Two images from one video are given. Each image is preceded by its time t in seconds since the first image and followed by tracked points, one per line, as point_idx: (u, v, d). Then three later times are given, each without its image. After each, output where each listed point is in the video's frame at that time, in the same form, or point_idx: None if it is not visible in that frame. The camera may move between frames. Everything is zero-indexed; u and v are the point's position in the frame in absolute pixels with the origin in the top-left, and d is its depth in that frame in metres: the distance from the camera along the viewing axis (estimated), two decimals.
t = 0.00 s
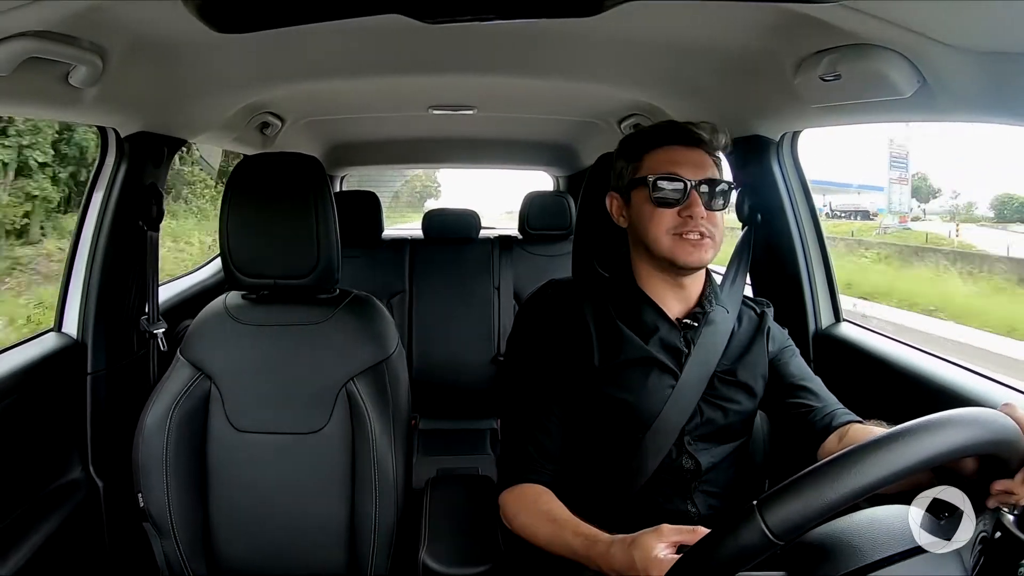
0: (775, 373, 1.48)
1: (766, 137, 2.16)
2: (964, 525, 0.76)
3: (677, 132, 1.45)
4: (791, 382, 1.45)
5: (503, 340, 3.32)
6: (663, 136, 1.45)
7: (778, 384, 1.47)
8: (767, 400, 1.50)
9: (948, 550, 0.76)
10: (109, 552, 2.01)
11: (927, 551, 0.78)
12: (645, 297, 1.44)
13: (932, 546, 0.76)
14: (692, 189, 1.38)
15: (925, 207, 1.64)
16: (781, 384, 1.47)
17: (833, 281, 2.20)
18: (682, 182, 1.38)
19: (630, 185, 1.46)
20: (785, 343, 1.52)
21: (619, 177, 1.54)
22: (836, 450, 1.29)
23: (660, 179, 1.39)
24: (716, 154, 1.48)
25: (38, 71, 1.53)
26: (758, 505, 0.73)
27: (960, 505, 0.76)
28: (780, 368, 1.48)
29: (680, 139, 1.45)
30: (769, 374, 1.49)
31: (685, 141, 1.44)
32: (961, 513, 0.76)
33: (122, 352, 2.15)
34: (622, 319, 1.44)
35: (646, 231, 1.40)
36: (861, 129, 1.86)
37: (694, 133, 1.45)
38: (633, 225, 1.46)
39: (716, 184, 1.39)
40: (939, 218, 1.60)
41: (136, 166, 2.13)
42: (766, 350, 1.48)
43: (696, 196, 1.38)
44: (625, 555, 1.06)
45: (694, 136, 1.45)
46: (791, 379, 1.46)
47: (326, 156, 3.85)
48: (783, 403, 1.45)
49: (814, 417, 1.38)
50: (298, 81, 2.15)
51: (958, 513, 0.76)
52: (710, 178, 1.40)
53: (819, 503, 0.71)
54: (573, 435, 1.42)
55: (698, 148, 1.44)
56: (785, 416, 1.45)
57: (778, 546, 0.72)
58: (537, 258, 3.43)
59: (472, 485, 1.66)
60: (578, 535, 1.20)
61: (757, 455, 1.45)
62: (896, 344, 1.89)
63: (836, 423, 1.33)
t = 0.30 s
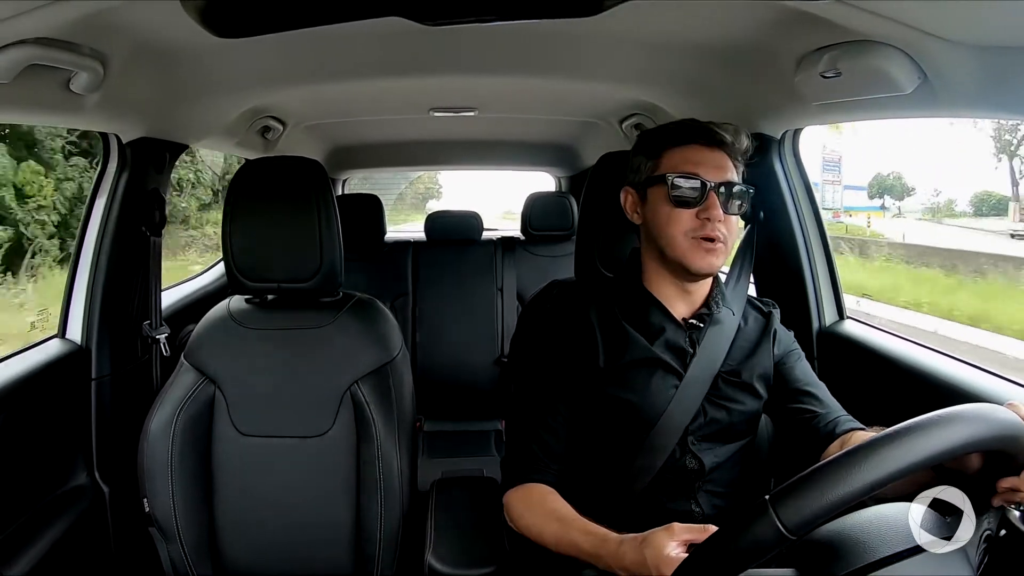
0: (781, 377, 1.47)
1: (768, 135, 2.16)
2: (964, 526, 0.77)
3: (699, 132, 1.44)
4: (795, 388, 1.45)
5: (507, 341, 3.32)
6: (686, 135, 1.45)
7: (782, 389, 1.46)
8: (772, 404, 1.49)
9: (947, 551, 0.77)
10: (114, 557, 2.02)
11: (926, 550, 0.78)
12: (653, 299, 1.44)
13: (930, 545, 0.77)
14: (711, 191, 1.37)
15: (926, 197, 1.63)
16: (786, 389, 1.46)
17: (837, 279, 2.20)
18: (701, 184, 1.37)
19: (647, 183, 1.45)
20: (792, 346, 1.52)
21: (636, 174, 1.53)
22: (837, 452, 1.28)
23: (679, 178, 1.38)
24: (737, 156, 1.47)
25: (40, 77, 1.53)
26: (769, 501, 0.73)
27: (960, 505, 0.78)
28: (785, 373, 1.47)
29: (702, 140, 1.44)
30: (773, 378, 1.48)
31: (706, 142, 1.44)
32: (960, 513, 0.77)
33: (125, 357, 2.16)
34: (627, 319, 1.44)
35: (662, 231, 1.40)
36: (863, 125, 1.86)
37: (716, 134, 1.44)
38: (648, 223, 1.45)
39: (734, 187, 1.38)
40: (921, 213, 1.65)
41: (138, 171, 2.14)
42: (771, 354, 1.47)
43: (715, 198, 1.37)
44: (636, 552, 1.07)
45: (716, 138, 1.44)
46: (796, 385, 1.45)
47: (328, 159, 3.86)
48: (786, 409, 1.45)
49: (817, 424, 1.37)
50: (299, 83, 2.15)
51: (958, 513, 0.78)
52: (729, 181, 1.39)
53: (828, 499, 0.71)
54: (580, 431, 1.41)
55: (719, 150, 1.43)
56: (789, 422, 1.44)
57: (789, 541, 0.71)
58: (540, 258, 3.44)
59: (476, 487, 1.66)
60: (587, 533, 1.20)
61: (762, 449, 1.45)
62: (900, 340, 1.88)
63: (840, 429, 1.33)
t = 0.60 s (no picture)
0: (782, 369, 1.47)
1: (769, 132, 2.16)
2: (965, 526, 0.78)
3: (687, 130, 1.43)
4: (798, 379, 1.45)
5: (509, 339, 3.32)
6: (675, 133, 1.44)
7: (785, 380, 1.46)
8: (773, 395, 1.49)
9: (946, 551, 0.77)
10: (117, 558, 2.02)
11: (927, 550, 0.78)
12: (649, 295, 1.44)
13: (928, 544, 0.78)
14: (701, 190, 1.37)
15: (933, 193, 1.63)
16: (787, 379, 1.46)
17: (838, 275, 2.19)
18: (691, 184, 1.37)
19: (637, 184, 1.45)
20: (791, 337, 1.51)
21: (626, 173, 1.53)
22: (843, 444, 1.28)
23: (668, 179, 1.38)
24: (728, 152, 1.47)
25: (40, 78, 1.53)
26: (769, 500, 0.73)
27: (959, 505, 0.78)
28: (787, 364, 1.47)
29: (690, 138, 1.43)
30: (775, 369, 1.48)
31: (697, 140, 1.43)
32: (960, 513, 0.78)
33: (127, 358, 2.16)
34: (624, 313, 1.44)
35: (654, 231, 1.40)
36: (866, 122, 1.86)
37: (704, 131, 1.43)
38: (640, 224, 1.45)
39: (725, 184, 1.37)
40: (903, 211, 1.73)
41: (139, 172, 2.14)
42: (771, 345, 1.47)
43: (705, 197, 1.37)
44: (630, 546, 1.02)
45: (705, 135, 1.43)
46: (798, 376, 1.45)
47: (329, 159, 3.86)
48: (790, 399, 1.45)
49: (821, 415, 1.37)
50: (300, 83, 2.15)
51: (958, 512, 0.78)
52: (721, 179, 1.39)
53: (829, 497, 0.71)
54: (577, 433, 1.41)
55: (708, 147, 1.43)
56: (792, 412, 1.44)
57: (791, 539, 0.71)
58: (542, 257, 3.44)
59: (478, 485, 1.66)
60: (579, 523, 1.20)
61: (763, 450, 1.48)
62: (902, 337, 1.88)
63: (845, 419, 1.32)
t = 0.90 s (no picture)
0: (782, 362, 1.47)
1: (770, 128, 2.15)
2: (965, 526, 0.78)
3: (684, 124, 1.43)
4: (799, 371, 1.44)
5: (510, 335, 3.32)
6: (671, 127, 1.43)
7: (786, 373, 1.46)
8: (773, 389, 1.49)
9: (947, 551, 0.77)
10: (119, 553, 2.02)
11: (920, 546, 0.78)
12: (650, 289, 1.44)
13: (926, 542, 0.78)
14: (697, 183, 1.37)
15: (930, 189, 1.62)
16: (788, 373, 1.46)
17: (839, 271, 2.19)
18: (687, 177, 1.37)
19: (634, 178, 1.45)
20: (791, 330, 1.51)
21: (624, 167, 1.53)
22: (846, 436, 1.28)
23: (665, 172, 1.38)
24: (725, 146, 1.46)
25: (39, 75, 1.53)
26: (767, 497, 0.73)
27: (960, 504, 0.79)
28: (788, 357, 1.46)
29: (686, 132, 1.43)
30: (775, 364, 1.48)
31: (693, 133, 1.43)
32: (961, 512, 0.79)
33: (128, 355, 2.16)
34: (625, 309, 1.44)
35: (651, 224, 1.40)
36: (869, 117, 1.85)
37: (700, 125, 1.43)
38: (637, 217, 1.45)
39: (722, 178, 1.38)
40: (891, 210, 1.73)
41: (139, 168, 2.13)
42: (770, 339, 1.47)
43: (701, 190, 1.36)
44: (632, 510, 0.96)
45: (701, 129, 1.43)
46: (799, 368, 1.45)
47: (329, 155, 3.85)
48: (791, 392, 1.44)
49: (822, 407, 1.37)
50: (300, 79, 2.15)
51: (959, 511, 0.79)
52: (718, 172, 1.39)
53: (827, 494, 0.71)
54: (577, 428, 1.40)
55: (704, 141, 1.43)
56: (794, 406, 1.44)
57: (790, 536, 0.72)
58: (542, 252, 3.43)
59: (479, 481, 1.67)
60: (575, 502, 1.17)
61: (763, 445, 1.47)
62: (903, 333, 1.87)
63: (846, 411, 1.32)
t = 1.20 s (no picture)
0: (785, 364, 1.48)
1: (770, 128, 2.16)
2: (965, 526, 0.78)
3: (692, 125, 1.43)
4: (802, 373, 1.45)
5: (511, 335, 3.32)
6: (680, 127, 1.43)
7: (789, 376, 1.47)
8: (778, 391, 1.49)
9: (947, 551, 0.77)
10: (122, 556, 2.02)
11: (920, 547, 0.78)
12: (654, 289, 1.44)
13: (926, 541, 0.78)
14: (705, 184, 1.36)
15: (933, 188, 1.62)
16: (792, 375, 1.46)
17: (841, 268, 2.20)
18: (695, 178, 1.37)
19: (642, 176, 1.45)
20: (796, 332, 1.51)
21: (632, 165, 1.52)
22: (848, 439, 1.27)
23: (673, 172, 1.37)
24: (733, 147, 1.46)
25: (40, 78, 1.53)
26: (773, 494, 0.73)
27: (960, 505, 0.79)
28: (792, 360, 1.47)
29: (695, 133, 1.42)
30: (778, 366, 1.48)
31: (701, 134, 1.42)
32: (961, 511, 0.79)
33: (130, 358, 2.16)
34: (629, 308, 1.44)
35: (656, 224, 1.40)
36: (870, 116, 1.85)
37: (709, 126, 1.42)
38: (644, 217, 1.45)
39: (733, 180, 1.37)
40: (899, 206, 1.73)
41: (140, 171, 2.14)
42: (775, 340, 1.48)
43: (709, 191, 1.36)
44: (651, 506, 0.95)
45: (710, 130, 1.42)
46: (803, 370, 1.45)
47: (329, 156, 3.85)
48: (795, 394, 1.45)
49: (826, 410, 1.37)
50: (300, 81, 2.15)
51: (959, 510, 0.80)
52: (725, 173, 1.38)
53: (832, 491, 0.71)
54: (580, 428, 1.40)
55: (713, 142, 1.42)
56: (797, 408, 1.44)
57: (795, 533, 0.71)
58: (543, 252, 3.42)
59: (481, 482, 1.67)
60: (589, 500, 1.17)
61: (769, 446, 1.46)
62: (905, 331, 1.87)
63: (850, 413, 1.32)
